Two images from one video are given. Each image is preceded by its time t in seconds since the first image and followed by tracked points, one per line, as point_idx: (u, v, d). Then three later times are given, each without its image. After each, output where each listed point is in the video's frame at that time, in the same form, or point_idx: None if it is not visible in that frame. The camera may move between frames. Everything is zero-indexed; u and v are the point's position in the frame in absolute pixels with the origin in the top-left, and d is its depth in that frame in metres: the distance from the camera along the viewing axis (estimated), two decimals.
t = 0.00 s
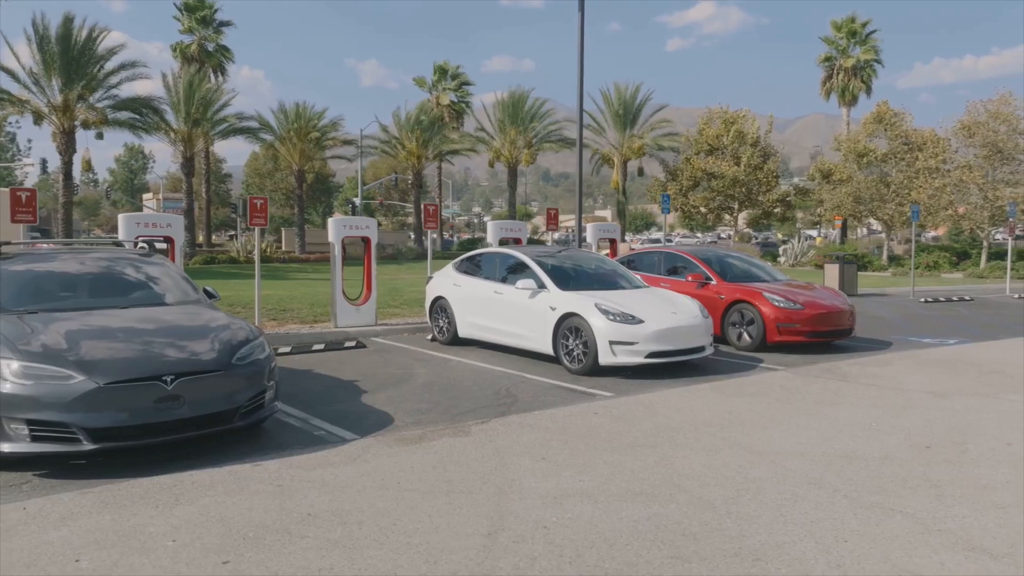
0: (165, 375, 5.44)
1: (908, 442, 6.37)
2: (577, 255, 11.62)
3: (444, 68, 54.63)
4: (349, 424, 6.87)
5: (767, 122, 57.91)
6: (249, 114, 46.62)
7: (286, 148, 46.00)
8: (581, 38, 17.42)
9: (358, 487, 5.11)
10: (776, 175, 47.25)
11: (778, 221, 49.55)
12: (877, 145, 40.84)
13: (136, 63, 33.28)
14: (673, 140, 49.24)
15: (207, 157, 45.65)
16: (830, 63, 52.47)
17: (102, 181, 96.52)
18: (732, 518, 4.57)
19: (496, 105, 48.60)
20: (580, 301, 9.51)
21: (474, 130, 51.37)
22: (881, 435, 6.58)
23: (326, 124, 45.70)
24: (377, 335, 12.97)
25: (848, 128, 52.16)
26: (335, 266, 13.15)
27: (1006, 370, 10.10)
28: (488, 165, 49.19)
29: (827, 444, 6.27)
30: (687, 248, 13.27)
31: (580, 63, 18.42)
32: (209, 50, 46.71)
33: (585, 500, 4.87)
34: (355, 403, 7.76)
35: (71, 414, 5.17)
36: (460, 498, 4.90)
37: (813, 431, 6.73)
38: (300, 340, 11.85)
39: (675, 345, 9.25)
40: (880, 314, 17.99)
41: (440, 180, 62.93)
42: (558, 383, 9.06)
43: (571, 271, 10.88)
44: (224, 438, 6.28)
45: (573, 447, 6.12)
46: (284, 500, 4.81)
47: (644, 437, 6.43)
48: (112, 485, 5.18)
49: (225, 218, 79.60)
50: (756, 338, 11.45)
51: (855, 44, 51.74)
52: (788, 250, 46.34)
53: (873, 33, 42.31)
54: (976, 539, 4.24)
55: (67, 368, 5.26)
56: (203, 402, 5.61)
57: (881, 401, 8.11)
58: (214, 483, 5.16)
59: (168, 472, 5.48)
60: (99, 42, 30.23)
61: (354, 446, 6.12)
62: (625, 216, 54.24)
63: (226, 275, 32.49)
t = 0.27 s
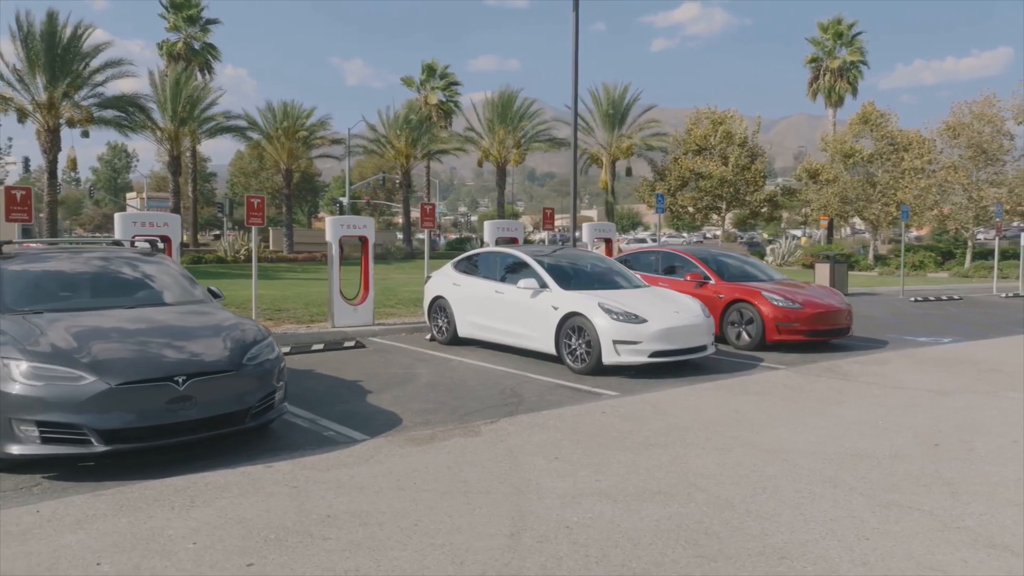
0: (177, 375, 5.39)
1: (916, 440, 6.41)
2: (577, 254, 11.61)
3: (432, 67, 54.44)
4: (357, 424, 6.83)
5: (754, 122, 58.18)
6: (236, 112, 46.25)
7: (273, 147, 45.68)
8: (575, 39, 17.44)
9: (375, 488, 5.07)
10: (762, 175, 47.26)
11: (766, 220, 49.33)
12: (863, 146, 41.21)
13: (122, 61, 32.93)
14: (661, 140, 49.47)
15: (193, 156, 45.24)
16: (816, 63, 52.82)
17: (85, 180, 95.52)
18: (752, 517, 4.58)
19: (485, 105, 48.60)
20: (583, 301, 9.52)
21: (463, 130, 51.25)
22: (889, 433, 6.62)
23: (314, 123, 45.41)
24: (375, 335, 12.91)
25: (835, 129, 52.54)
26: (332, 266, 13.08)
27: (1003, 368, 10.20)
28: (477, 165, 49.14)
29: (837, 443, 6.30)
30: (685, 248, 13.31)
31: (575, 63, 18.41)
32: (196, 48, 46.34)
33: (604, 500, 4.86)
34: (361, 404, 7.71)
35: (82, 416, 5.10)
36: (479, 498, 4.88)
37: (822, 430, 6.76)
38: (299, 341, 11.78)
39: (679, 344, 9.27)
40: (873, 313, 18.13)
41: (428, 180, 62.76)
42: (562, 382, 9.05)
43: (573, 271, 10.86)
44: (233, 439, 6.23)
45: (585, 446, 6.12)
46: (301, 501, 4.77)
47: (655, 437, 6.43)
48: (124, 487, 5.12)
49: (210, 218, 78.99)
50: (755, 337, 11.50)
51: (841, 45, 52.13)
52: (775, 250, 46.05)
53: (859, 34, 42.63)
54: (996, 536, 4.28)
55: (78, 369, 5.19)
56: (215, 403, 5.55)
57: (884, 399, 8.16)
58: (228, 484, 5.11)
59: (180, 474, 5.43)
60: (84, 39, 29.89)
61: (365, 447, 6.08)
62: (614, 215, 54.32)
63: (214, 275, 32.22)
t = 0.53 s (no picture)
0: (187, 375, 5.33)
1: (923, 437, 6.44)
2: (576, 253, 11.59)
3: (422, 67, 54.17)
4: (363, 424, 6.79)
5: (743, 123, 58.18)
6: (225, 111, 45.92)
7: (263, 146, 45.39)
8: (570, 38, 17.46)
9: (389, 488, 5.05)
10: (752, 175, 47.09)
11: (756, 220, 49.04)
12: (851, 147, 41.43)
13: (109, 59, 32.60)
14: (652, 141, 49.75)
15: (181, 155, 44.87)
16: (805, 64, 53.10)
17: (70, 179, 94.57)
18: (770, 515, 4.59)
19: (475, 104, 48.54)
20: (585, 300, 9.52)
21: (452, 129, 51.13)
22: (897, 431, 6.65)
23: (303, 122, 45.16)
24: (373, 335, 12.85)
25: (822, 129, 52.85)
26: (330, 266, 13.01)
27: (1000, 367, 10.28)
28: (466, 165, 49.08)
29: (845, 441, 6.33)
30: (683, 247, 13.34)
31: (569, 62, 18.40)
32: (184, 47, 46.00)
33: (621, 499, 4.85)
34: (365, 403, 7.68)
35: (93, 416, 5.04)
36: (493, 497, 4.85)
37: (830, 428, 6.79)
38: (296, 341, 11.71)
39: (681, 344, 9.29)
40: (866, 312, 18.23)
41: (418, 180, 62.55)
42: (565, 381, 9.05)
43: (573, 270, 10.85)
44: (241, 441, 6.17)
45: (596, 445, 6.11)
46: (317, 502, 4.74)
47: (663, 436, 6.44)
48: (135, 489, 5.06)
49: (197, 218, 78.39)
50: (755, 336, 11.54)
51: (829, 46, 52.45)
52: (764, 250, 45.76)
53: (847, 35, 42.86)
54: (1013, 534, 4.31)
55: (87, 369, 5.13)
56: (225, 404, 5.49)
57: (887, 397, 8.20)
58: (240, 485, 5.06)
59: (191, 475, 5.38)
60: (70, 37, 29.59)
61: (375, 446, 6.04)
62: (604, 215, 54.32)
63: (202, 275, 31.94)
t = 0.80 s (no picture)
0: (200, 375, 5.28)
1: (931, 435, 6.50)
2: (576, 252, 11.58)
3: (410, 67, 53.88)
4: (372, 424, 6.75)
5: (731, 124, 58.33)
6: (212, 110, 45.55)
7: (251, 146, 45.00)
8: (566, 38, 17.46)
9: (407, 487, 5.02)
10: (739, 175, 47.30)
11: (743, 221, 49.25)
12: (837, 148, 41.69)
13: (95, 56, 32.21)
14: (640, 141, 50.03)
15: (167, 155, 44.43)
16: (791, 66, 53.45)
17: (51, 179, 93.37)
18: (790, 512, 4.61)
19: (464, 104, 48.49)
20: (589, 299, 9.53)
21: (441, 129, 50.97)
22: (904, 429, 6.71)
23: (291, 121, 44.85)
24: (371, 335, 12.79)
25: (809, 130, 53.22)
26: (328, 266, 12.94)
27: (997, 365, 10.40)
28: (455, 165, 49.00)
29: (854, 439, 6.37)
30: (681, 246, 13.36)
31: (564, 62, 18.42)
32: (170, 45, 45.59)
33: (640, 497, 4.85)
34: (372, 403, 7.64)
35: (106, 417, 4.98)
36: (513, 496, 4.84)
37: (838, 426, 6.83)
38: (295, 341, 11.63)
39: (684, 343, 9.32)
40: (858, 312, 18.39)
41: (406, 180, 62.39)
42: (569, 380, 9.05)
43: (575, 269, 10.84)
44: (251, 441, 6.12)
45: (609, 443, 6.11)
46: (336, 501, 4.70)
47: (675, 434, 6.45)
48: (149, 489, 5.01)
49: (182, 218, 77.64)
50: (754, 336, 11.59)
51: (816, 47, 52.81)
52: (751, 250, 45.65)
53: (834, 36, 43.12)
54: None
55: (99, 368, 5.07)
56: (238, 404, 5.44)
57: (890, 396, 8.26)
58: (256, 485, 5.02)
59: (205, 475, 5.33)
60: (55, 34, 29.24)
61: (387, 446, 6.02)
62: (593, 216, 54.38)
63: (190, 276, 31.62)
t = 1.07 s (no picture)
0: (212, 375, 5.23)
1: (938, 433, 6.54)
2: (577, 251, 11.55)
3: (399, 66, 53.34)
4: (381, 424, 6.72)
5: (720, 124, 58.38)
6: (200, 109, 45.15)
7: (239, 145, 44.57)
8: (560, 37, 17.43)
9: (423, 487, 5.00)
10: (728, 175, 47.42)
11: (732, 221, 49.40)
12: (825, 148, 41.87)
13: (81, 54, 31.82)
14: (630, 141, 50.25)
15: (155, 153, 43.97)
16: (780, 66, 53.71)
17: (33, 178, 92.22)
18: (808, 511, 4.62)
19: (454, 104, 48.39)
20: (591, 299, 9.54)
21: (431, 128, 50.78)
22: (911, 427, 6.75)
23: (280, 120, 44.54)
24: (370, 335, 12.72)
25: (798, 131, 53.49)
26: (325, 265, 12.88)
27: (993, 363, 10.50)
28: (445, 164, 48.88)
29: (863, 437, 6.41)
30: (679, 246, 13.39)
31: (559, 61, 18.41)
32: (157, 43, 45.18)
33: (657, 495, 4.86)
34: (378, 403, 7.60)
35: (118, 417, 4.92)
36: (530, 496, 4.83)
37: (845, 425, 6.86)
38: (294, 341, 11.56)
39: (687, 342, 9.35)
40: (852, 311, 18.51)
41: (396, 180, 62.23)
42: (573, 379, 9.05)
43: (576, 268, 10.82)
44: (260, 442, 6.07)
45: (620, 442, 6.11)
46: (354, 502, 4.68)
47: (685, 433, 6.46)
48: (162, 491, 4.97)
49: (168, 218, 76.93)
50: (753, 335, 11.64)
51: (804, 48, 53.10)
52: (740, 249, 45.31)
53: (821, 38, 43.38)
54: None
55: (110, 368, 5.01)
56: (249, 404, 5.39)
57: (892, 394, 8.32)
58: (270, 486, 4.98)
59: (217, 476, 5.28)
60: (41, 30, 28.89)
61: (398, 446, 5.99)
62: (582, 215, 54.39)
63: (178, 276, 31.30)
